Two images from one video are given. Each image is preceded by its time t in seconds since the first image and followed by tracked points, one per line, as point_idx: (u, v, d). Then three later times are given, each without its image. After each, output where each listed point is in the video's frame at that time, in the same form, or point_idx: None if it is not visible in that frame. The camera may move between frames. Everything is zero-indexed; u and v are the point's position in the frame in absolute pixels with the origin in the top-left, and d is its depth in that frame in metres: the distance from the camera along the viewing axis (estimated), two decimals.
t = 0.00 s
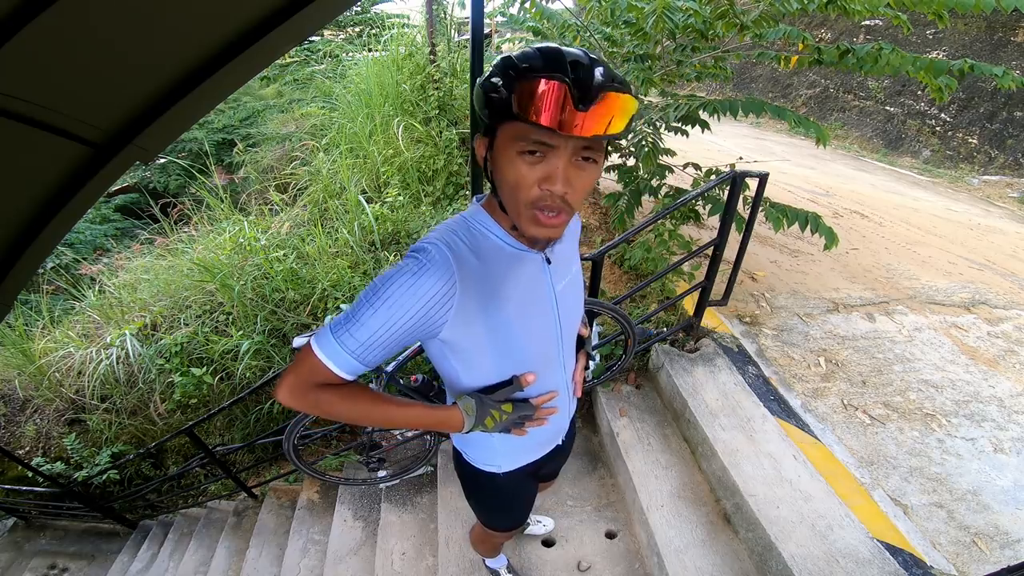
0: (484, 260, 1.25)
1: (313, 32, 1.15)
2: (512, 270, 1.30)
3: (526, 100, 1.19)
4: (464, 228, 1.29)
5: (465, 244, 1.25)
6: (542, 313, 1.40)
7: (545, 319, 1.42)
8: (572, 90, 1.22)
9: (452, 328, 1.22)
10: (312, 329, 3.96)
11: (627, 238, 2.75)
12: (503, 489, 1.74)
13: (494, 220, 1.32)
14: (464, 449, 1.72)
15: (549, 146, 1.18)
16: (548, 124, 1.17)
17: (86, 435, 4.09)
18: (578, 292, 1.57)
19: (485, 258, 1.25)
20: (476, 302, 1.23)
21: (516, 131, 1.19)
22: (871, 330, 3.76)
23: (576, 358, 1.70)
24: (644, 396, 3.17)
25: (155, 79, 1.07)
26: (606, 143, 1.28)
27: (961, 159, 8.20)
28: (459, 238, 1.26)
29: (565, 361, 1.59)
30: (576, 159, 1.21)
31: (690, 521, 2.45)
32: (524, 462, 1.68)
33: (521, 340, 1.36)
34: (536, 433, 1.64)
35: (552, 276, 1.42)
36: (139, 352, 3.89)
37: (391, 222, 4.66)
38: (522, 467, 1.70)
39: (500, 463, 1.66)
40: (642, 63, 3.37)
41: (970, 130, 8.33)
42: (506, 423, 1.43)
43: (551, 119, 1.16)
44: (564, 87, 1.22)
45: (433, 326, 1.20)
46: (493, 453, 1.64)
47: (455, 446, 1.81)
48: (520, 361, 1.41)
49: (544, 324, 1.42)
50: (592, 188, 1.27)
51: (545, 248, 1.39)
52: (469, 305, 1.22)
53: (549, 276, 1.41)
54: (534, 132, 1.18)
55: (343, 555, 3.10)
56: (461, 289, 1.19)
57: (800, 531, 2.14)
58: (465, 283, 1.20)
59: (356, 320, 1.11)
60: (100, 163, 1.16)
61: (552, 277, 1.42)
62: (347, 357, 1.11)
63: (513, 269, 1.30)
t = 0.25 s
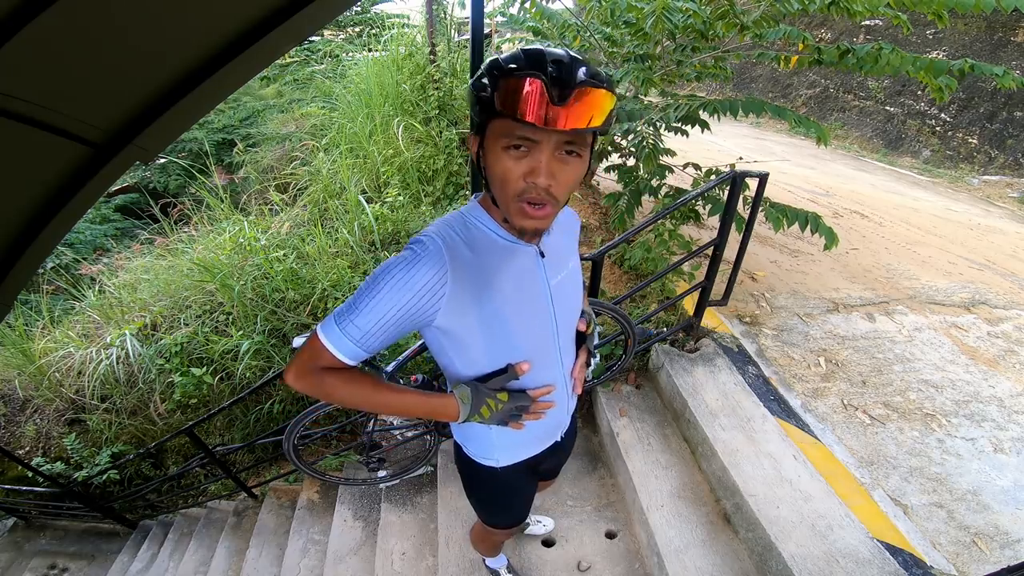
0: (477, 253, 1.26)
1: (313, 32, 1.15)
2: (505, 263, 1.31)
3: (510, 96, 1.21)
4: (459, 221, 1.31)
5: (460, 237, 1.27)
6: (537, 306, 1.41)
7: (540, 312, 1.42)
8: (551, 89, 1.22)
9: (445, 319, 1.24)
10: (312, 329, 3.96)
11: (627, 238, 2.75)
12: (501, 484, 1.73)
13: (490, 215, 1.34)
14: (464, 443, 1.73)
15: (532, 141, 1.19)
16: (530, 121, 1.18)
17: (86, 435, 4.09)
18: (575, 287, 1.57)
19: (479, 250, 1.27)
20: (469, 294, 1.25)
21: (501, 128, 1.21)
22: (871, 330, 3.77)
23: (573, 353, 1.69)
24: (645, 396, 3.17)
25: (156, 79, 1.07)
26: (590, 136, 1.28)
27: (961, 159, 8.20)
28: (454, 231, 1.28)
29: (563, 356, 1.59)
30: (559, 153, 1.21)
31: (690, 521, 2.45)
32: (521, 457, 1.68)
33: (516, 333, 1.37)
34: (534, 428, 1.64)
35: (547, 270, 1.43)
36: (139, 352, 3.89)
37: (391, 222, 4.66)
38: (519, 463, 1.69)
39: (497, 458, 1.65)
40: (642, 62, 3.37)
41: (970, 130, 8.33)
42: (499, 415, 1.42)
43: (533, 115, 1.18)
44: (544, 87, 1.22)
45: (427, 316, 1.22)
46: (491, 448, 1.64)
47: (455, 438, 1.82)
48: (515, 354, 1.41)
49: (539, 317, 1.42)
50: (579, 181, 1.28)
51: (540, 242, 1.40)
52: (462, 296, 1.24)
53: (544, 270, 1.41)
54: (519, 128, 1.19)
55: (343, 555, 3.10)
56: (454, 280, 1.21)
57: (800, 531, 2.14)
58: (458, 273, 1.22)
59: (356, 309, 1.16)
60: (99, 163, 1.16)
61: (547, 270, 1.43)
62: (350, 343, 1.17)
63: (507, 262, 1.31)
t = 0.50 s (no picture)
0: (472, 241, 1.28)
1: (313, 32, 1.15)
2: (501, 251, 1.32)
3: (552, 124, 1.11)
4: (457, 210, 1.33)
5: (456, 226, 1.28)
6: (531, 295, 1.42)
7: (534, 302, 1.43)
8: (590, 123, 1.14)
9: (443, 307, 1.27)
10: (312, 329, 3.95)
11: (627, 238, 2.75)
12: (498, 474, 1.73)
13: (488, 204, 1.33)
14: (460, 433, 1.73)
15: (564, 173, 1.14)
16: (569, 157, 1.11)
17: (86, 435, 4.09)
18: (571, 277, 1.59)
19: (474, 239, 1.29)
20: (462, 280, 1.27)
21: (531, 154, 1.13)
22: (871, 330, 3.77)
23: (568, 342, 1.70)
24: (645, 396, 3.17)
25: (155, 80, 1.07)
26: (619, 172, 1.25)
27: (961, 159, 8.20)
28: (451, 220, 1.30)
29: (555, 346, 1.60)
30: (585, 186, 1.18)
31: (690, 521, 2.45)
32: (517, 446, 1.67)
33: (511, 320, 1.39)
34: (529, 416, 1.64)
35: (545, 259, 1.43)
36: (139, 352, 3.89)
37: (391, 222, 4.66)
38: (516, 452, 1.69)
39: (494, 446, 1.65)
40: (642, 63, 3.37)
41: (970, 130, 8.34)
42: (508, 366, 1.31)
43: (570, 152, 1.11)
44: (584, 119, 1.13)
45: (425, 303, 1.25)
46: (486, 437, 1.63)
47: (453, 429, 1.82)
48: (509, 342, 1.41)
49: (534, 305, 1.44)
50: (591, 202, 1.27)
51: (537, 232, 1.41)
52: (455, 283, 1.26)
53: (542, 259, 1.42)
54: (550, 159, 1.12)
55: (343, 555, 3.10)
56: (450, 268, 1.24)
57: (800, 531, 2.14)
58: (452, 260, 1.24)
59: (365, 306, 1.24)
60: (99, 163, 1.17)
61: (544, 259, 1.43)
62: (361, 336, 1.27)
63: (504, 252, 1.33)
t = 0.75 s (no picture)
0: (469, 236, 1.28)
1: (313, 32, 1.15)
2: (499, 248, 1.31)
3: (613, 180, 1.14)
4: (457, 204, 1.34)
5: (455, 221, 1.29)
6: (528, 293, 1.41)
7: (530, 299, 1.43)
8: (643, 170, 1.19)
9: (437, 302, 1.29)
10: (312, 329, 3.95)
11: (627, 238, 2.75)
12: (496, 468, 1.73)
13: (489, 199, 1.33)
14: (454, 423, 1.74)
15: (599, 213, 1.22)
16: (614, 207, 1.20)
17: (86, 435, 4.09)
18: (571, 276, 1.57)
19: (472, 235, 1.29)
20: (456, 275, 1.28)
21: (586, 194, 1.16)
22: (871, 330, 3.77)
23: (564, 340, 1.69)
24: (645, 396, 3.17)
25: (156, 80, 1.07)
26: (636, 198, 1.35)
27: (961, 159, 8.20)
28: (451, 214, 1.30)
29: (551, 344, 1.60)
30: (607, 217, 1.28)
31: (690, 521, 2.45)
32: (510, 439, 1.68)
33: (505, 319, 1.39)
34: (522, 412, 1.64)
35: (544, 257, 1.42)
36: (139, 352, 3.89)
37: (391, 222, 4.66)
38: (512, 446, 1.69)
39: (488, 438, 1.65)
40: (642, 62, 3.37)
41: (970, 130, 8.34)
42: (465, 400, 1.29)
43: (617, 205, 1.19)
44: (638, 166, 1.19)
45: (418, 297, 1.26)
46: (479, 428, 1.64)
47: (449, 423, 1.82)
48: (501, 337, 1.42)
49: (529, 303, 1.44)
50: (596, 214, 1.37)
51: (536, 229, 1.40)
52: (449, 278, 1.27)
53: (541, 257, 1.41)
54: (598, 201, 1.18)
55: (343, 555, 3.10)
56: (445, 263, 1.25)
57: (800, 531, 2.14)
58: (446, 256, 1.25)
59: (359, 298, 1.25)
60: (99, 163, 1.17)
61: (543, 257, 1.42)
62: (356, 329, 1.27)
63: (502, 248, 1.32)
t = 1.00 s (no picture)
0: (473, 235, 1.29)
1: (313, 31, 1.15)
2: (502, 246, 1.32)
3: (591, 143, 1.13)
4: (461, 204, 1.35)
5: (458, 221, 1.30)
6: (532, 290, 1.42)
7: (535, 297, 1.43)
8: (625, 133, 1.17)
9: (443, 301, 1.28)
10: (312, 329, 3.95)
11: (627, 238, 2.74)
12: (497, 465, 1.73)
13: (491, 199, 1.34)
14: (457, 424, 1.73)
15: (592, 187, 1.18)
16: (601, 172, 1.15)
17: (86, 435, 4.09)
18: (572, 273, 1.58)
19: (476, 233, 1.30)
20: (462, 274, 1.28)
21: (570, 161, 1.14)
22: (871, 330, 3.77)
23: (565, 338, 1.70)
24: (645, 396, 3.17)
25: (156, 80, 1.07)
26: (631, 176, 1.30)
27: (961, 159, 8.20)
28: (454, 214, 1.31)
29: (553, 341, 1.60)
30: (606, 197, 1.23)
31: (690, 521, 2.45)
32: (512, 436, 1.68)
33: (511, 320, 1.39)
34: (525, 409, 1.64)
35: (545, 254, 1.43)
36: (139, 352, 3.89)
37: (391, 222, 4.66)
38: (513, 442, 1.70)
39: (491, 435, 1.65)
40: (642, 62, 3.37)
41: (970, 130, 8.33)
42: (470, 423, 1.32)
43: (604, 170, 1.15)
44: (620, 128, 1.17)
45: (425, 297, 1.26)
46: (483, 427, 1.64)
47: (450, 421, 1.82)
48: (508, 335, 1.41)
49: (534, 301, 1.44)
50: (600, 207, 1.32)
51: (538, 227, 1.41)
52: (455, 276, 1.27)
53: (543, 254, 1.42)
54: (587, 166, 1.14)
55: (343, 555, 3.10)
56: (450, 262, 1.25)
57: (800, 531, 2.14)
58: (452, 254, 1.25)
59: (367, 299, 1.25)
60: (99, 163, 1.17)
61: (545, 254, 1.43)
62: (365, 331, 1.26)
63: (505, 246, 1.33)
